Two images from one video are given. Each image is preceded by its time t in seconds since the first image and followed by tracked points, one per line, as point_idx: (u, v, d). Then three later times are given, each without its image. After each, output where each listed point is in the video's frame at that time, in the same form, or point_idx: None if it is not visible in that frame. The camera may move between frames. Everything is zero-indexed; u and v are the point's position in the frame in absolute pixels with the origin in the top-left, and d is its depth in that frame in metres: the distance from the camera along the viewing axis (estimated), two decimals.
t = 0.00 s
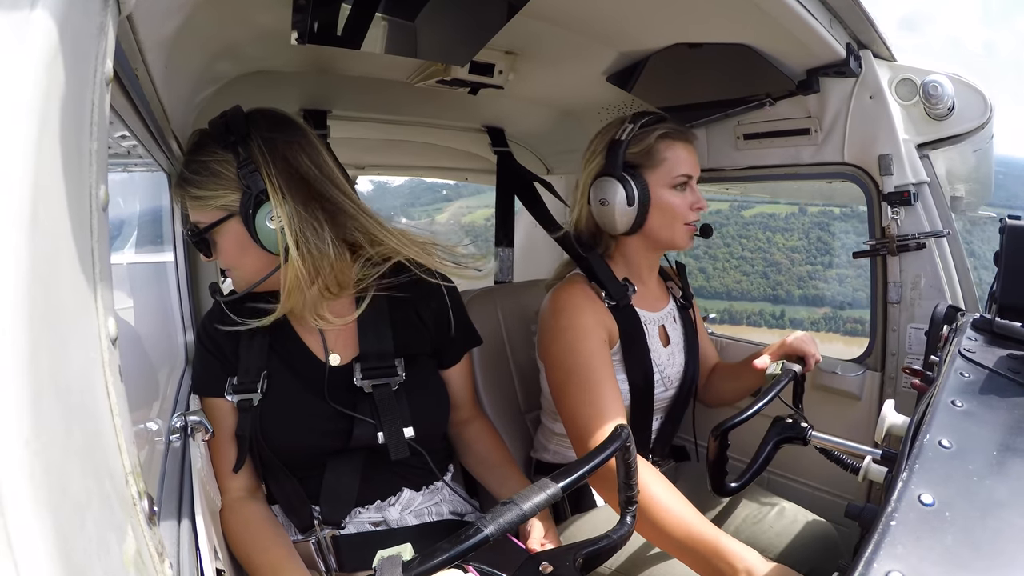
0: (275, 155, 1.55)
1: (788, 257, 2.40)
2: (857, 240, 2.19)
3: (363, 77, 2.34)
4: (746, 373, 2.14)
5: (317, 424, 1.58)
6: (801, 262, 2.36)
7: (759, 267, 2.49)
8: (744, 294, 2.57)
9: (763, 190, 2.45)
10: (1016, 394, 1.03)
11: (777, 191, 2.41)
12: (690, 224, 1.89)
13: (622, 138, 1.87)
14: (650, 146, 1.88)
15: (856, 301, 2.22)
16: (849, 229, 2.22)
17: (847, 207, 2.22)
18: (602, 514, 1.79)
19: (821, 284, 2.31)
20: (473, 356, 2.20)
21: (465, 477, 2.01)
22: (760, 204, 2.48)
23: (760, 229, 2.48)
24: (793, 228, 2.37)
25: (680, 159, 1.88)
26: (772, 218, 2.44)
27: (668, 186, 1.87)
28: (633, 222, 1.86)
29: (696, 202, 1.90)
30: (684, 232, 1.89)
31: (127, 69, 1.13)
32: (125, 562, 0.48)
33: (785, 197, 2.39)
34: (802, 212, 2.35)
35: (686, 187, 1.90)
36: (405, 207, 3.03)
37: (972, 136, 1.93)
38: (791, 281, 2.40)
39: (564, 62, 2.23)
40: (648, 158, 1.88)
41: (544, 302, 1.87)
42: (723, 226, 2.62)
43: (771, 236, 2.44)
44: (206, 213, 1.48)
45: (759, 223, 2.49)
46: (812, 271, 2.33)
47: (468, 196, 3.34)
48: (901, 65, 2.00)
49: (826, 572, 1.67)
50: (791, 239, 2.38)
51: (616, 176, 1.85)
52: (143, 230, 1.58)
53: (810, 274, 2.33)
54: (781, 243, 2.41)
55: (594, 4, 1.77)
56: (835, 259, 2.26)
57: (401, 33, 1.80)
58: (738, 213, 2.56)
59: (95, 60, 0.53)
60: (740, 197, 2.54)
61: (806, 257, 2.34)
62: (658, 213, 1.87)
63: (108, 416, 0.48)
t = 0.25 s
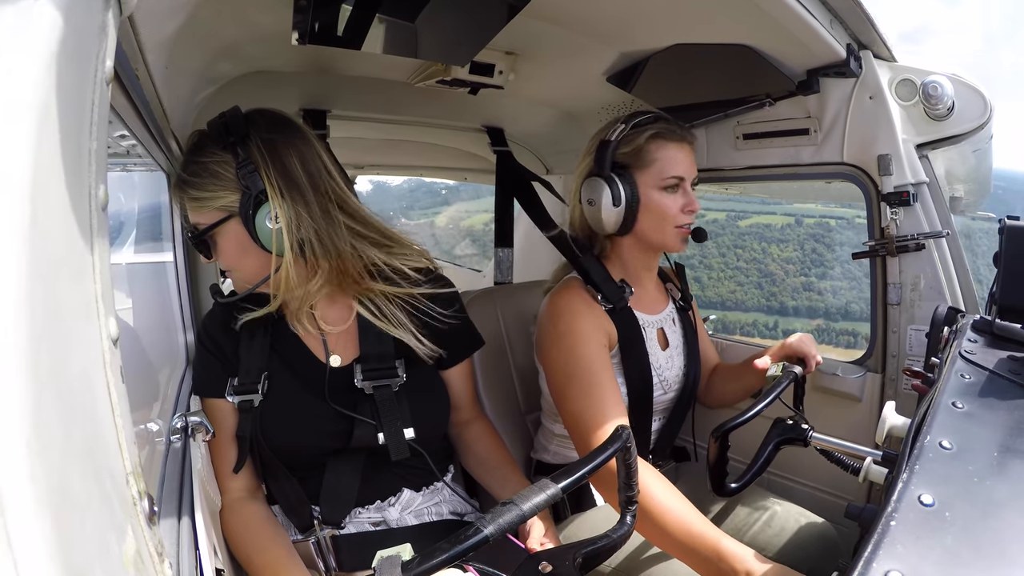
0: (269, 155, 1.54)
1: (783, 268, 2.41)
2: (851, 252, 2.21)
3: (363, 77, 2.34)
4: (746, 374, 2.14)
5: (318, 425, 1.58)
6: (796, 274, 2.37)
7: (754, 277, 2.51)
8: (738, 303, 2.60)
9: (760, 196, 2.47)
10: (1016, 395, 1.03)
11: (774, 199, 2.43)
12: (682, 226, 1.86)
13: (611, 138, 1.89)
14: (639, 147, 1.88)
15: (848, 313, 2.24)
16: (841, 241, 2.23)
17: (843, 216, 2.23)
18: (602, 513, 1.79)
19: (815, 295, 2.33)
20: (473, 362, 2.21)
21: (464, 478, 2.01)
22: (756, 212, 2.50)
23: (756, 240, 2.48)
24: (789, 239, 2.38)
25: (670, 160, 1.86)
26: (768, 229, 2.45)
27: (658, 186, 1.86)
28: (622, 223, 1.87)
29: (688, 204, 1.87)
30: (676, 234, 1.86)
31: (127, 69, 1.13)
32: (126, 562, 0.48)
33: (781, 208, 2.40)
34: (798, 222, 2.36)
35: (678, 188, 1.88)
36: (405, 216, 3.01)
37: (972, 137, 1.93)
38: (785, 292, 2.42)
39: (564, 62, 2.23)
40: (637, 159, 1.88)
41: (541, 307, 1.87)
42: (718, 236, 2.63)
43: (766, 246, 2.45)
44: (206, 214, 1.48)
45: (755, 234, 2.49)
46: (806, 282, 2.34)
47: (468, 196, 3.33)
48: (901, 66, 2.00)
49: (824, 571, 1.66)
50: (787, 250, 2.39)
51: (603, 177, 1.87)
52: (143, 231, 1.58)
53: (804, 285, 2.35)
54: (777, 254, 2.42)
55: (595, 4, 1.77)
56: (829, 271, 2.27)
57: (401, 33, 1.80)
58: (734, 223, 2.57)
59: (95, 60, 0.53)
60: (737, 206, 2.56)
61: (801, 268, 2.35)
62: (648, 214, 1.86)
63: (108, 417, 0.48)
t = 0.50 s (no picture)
0: (274, 157, 1.54)
1: (777, 279, 2.44)
2: (846, 264, 2.23)
3: (363, 77, 2.34)
4: (746, 374, 2.13)
5: (318, 425, 1.58)
6: (790, 285, 2.40)
7: (748, 288, 2.55)
8: (731, 314, 2.62)
9: (757, 207, 2.49)
10: (1016, 395, 1.03)
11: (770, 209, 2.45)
12: (643, 228, 1.85)
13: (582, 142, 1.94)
14: (604, 149, 1.90)
15: (842, 325, 2.26)
16: (836, 254, 2.25)
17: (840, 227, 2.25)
18: (603, 513, 1.79)
19: (811, 306, 2.35)
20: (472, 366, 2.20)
21: (465, 477, 2.01)
22: (752, 224, 2.52)
23: (750, 251, 2.51)
24: (784, 251, 2.40)
25: (631, 161, 1.84)
26: (763, 240, 2.47)
27: (619, 187, 1.87)
28: (590, 223, 1.95)
29: (650, 206, 1.84)
30: (636, 237, 1.86)
31: (128, 69, 1.13)
32: (126, 563, 0.47)
33: (777, 220, 2.43)
34: (794, 234, 2.37)
35: (642, 189, 1.85)
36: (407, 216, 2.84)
37: (972, 137, 1.94)
38: (778, 302, 2.45)
39: (565, 63, 2.23)
40: (603, 162, 1.90)
41: (538, 306, 1.88)
42: (712, 247, 2.66)
43: (761, 258, 2.47)
44: (205, 214, 1.48)
45: (749, 245, 2.52)
46: (801, 293, 2.37)
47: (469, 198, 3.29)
48: (901, 66, 2.00)
49: (823, 571, 1.68)
50: (781, 261, 2.41)
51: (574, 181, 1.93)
52: (143, 231, 1.58)
53: (798, 296, 2.38)
54: (772, 265, 2.45)
55: (595, 5, 1.77)
56: (823, 283, 2.30)
57: (402, 33, 1.80)
58: (730, 234, 2.59)
59: (95, 60, 0.53)
60: (733, 218, 2.59)
61: (795, 280, 2.38)
62: (612, 215, 1.89)
63: (108, 416, 0.48)
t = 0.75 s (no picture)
0: (277, 157, 1.55)
1: (773, 287, 2.47)
2: (840, 273, 2.25)
3: (363, 77, 2.34)
4: (744, 373, 2.11)
5: (318, 424, 1.58)
6: (784, 293, 2.43)
7: (742, 295, 2.56)
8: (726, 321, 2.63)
9: (756, 214, 2.51)
10: (1016, 394, 1.03)
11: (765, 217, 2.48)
12: (619, 228, 1.84)
13: (559, 147, 1.97)
14: (580, 152, 1.91)
15: (836, 334, 2.29)
16: (832, 263, 2.27)
17: (835, 236, 2.27)
18: (604, 512, 1.80)
19: (808, 314, 2.37)
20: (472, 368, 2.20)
21: (466, 477, 2.01)
22: (748, 232, 2.54)
23: (747, 259, 2.53)
24: (780, 260, 2.42)
25: (604, 162, 1.84)
26: (759, 248, 2.49)
27: (593, 191, 1.88)
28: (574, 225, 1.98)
29: (624, 205, 1.83)
30: (615, 237, 1.86)
31: (127, 69, 1.13)
32: (126, 563, 0.47)
33: (773, 228, 2.45)
34: (790, 243, 2.40)
35: (617, 189, 1.85)
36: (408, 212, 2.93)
37: (972, 137, 1.93)
38: (773, 310, 2.47)
39: (565, 63, 2.23)
40: (580, 164, 1.92)
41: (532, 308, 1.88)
42: (710, 254, 2.68)
43: (758, 265, 2.50)
44: (205, 214, 1.48)
45: (746, 253, 2.54)
46: (795, 301, 2.40)
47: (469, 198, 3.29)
48: (901, 66, 2.00)
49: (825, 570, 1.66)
50: (776, 270, 2.44)
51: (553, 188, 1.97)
52: (143, 231, 1.58)
53: (793, 304, 2.41)
54: (767, 273, 2.47)
55: (595, 4, 1.77)
56: (819, 291, 2.33)
57: (402, 33, 1.80)
58: (727, 242, 2.61)
59: (94, 60, 0.52)
60: (729, 226, 2.61)
61: (790, 288, 2.41)
62: (590, 219, 1.91)
63: (108, 416, 0.48)
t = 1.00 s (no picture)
0: (279, 159, 1.56)
1: (768, 291, 2.48)
2: (836, 279, 2.26)
3: (363, 77, 2.34)
4: (742, 373, 2.12)
5: (318, 424, 1.58)
6: (779, 298, 2.45)
7: (738, 300, 2.58)
8: (722, 325, 2.64)
9: (755, 219, 2.50)
10: (1016, 394, 1.03)
11: (763, 222, 2.48)
12: (611, 231, 1.84)
13: (548, 151, 1.96)
14: (569, 155, 1.91)
15: (830, 339, 2.31)
16: (829, 268, 2.28)
17: (832, 242, 2.27)
18: (604, 512, 1.80)
19: (803, 319, 2.38)
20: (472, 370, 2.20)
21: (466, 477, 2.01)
22: (745, 236, 2.54)
23: (743, 263, 2.55)
24: (776, 264, 2.44)
25: (593, 165, 1.84)
26: (756, 253, 2.50)
27: (584, 194, 1.88)
28: (565, 228, 1.97)
29: (614, 208, 1.83)
30: (606, 240, 1.86)
31: (127, 69, 1.13)
32: (126, 563, 0.47)
33: (770, 233, 2.45)
34: (787, 248, 2.40)
35: (606, 192, 1.85)
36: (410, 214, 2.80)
37: (972, 136, 1.93)
38: (768, 314, 2.48)
39: (565, 62, 2.23)
40: (569, 167, 1.92)
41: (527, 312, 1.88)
42: (706, 259, 2.68)
43: (754, 270, 2.52)
44: (207, 217, 1.47)
45: (742, 258, 2.55)
46: (790, 306, 2.42)
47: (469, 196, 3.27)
48: (901, 65, 2.00)
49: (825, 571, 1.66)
50: (773, 274, 2.46)
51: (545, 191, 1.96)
52: (143, 232, 1.58)
53: (788, 308, 2.43)
54: (762, 277, 2.49)
55: (595, 4, 1.77)
56: (814, 296, 2.34)
57: (401, 33, 1.80)
58: (723, 247, 2.62)
59: (93, 60, 0.52)
60: (726, 231, 2.61)
61: (785, 292, 2.42)
62: (582, 222, 1.91)
63: (107, 416, 0.48)
